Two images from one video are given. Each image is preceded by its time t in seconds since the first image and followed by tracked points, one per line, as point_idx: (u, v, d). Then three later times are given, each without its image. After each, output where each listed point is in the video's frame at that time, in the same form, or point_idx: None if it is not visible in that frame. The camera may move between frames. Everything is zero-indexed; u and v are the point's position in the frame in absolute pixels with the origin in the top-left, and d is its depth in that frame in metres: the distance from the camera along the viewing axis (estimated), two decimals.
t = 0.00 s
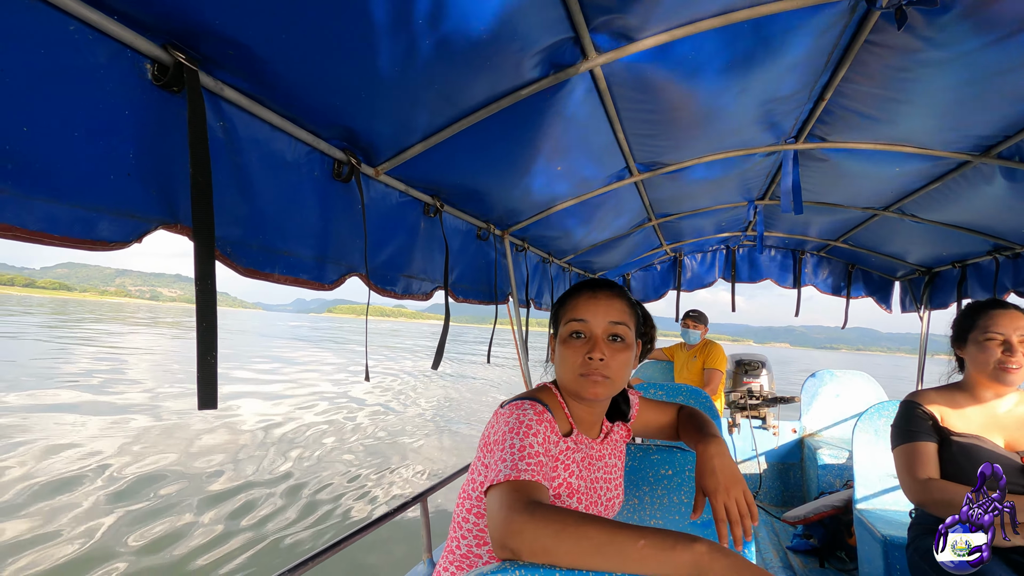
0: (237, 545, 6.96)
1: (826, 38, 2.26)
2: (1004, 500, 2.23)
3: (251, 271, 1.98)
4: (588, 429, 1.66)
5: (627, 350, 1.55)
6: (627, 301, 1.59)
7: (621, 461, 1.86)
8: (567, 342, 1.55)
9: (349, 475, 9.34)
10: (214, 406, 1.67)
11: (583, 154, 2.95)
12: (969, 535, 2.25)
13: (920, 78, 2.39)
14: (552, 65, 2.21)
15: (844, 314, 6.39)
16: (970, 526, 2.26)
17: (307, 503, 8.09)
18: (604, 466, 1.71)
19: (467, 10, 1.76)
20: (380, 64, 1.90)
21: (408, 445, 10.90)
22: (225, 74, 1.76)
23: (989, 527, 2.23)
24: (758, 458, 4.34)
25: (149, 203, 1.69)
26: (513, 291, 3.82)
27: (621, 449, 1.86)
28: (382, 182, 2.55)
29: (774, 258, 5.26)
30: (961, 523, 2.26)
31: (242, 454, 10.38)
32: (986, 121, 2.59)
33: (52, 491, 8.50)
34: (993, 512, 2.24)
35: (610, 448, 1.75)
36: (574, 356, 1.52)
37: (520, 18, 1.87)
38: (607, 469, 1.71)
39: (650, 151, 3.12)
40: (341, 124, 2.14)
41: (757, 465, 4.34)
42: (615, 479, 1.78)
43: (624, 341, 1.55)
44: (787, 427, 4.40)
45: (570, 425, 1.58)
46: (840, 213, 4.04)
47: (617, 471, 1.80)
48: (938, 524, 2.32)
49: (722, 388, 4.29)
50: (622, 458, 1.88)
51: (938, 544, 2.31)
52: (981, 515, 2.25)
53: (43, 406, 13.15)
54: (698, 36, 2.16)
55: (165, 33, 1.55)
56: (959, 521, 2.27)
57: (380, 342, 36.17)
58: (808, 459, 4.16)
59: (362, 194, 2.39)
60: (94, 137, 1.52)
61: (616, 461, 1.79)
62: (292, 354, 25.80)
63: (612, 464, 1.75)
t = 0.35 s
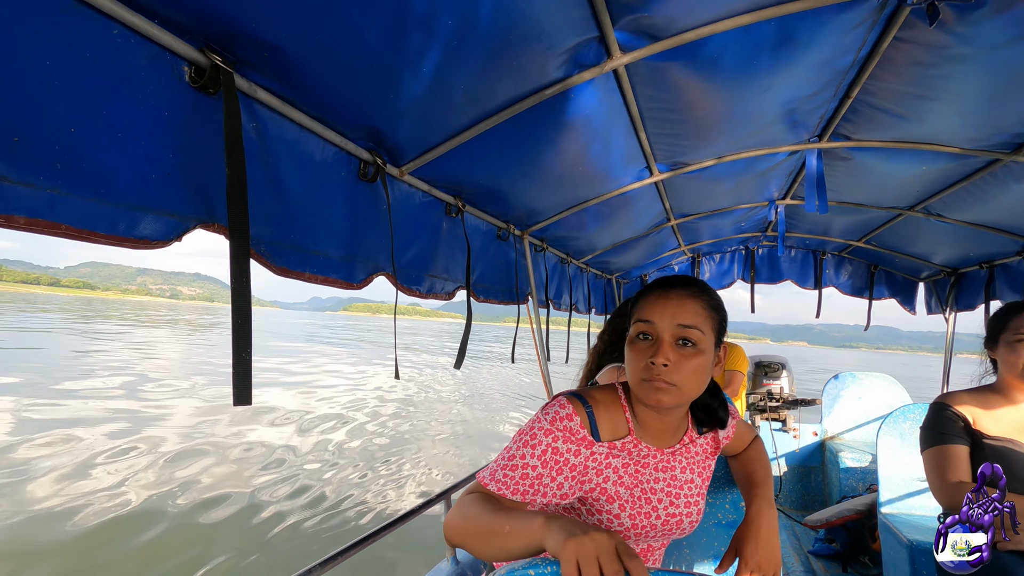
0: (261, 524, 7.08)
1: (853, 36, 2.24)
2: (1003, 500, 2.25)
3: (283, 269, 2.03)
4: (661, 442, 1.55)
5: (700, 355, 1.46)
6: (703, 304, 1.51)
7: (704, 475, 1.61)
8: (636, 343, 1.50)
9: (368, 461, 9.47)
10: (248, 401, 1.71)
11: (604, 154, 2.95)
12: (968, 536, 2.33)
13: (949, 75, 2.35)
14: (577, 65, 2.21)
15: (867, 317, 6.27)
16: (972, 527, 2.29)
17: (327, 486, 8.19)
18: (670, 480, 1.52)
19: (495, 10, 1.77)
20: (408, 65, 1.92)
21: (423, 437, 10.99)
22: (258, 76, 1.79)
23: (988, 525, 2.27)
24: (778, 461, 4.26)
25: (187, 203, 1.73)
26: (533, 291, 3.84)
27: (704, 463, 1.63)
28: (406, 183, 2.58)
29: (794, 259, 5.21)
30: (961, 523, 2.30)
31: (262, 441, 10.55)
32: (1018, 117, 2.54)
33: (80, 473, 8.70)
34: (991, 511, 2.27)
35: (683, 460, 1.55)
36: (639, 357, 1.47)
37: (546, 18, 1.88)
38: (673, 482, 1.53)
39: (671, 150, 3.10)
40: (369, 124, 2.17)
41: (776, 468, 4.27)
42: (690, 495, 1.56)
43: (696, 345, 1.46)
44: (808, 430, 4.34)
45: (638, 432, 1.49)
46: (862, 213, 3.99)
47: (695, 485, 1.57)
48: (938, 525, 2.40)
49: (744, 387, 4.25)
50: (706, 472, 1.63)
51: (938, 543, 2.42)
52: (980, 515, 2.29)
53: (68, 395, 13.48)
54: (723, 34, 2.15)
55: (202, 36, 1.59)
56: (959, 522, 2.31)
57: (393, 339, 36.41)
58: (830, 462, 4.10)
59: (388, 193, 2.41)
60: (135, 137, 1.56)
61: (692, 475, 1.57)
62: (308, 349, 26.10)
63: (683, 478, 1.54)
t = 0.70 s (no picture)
0: (283, 508, 7.08)
1: (879, 31, 2.20)
2: (1003, 500, 2.29)
3: (304, 273, 2.04)
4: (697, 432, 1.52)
5: (737, 345, 1.42)
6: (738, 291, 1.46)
7: (740, 472, 1.50)
8: (669, 334, 1.47)
9: (386, 450, 9.44)
10: (272, 403, 1.72)
11: (623, 153, 2.92)
12: (968, 535, 2.39)
13: (978, 69, 2.29)
14: (597, 65, 2.19)
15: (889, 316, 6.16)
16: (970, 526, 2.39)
17: (347, 471, 8.21)
18: (696, 469, 1.46)
19: (517, 14, 1.76)
20: (429, 69, 1.92)
21: (441, 428, 10.97)
22: (283, 82, 1.81)
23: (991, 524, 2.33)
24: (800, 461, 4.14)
25: (213, 209, 1.74)
26: (550, 290, 3.84)
27: (741, 460, 1.52)
28: (425, 185, 2.59)
29: (815, 255, 5.16)
30: (961, 523, 2.41)
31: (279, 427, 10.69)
32: None
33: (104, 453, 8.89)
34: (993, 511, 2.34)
35: (715, 451, 1.49)
36: (674, 350, 1.43)
37: (568, 20, 1.87)
38: (699, 472, 1.47)
39: (690, 148, 3.07)
40: (390, 127, 2.18)
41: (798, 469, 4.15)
42: (717, 489, 1.47)
43: (733, 335, 1.42)
44: (830, 430, 4.24)
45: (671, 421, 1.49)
46: (885, 209, 3.92)
47: (725, 480, 1.48)
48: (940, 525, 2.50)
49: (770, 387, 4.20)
50: (743, 471, 1.52)
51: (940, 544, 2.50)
52: (980, 514, 2.36)
53: (93, 385, 13.74)
54: (746, 31, 2.12)
55: (231, 44, 1.61)
56: (964, 523, 2.41)
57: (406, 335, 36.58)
58: (852, 463, 4.05)
59: (408, 196, 2.42)
60: (163, 146, 1.58)
61: (721, 467, 1.49)
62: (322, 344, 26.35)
63: (711, 469, 1.47)
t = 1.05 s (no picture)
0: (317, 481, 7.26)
1: (930, 9, 2.10)
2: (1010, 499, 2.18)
3: (348, 267, 2.10)
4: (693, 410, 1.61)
5: (707, 324, 1.51)
6: (706, 276, 1.55)
7: (738, 443, 1.52)
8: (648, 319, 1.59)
9: (418, 431, 9.57)
10: (326, 395, 1.78)
11: (657, 142, 2.88)
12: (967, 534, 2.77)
13: None
14: (634, 53, 2.16)
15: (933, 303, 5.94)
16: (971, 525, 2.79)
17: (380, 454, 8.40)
18: (692, 440, 1.55)
19: (555, 6, 1.75)
20: (466, 64, 1.93)
21: (471, 413, 11.06)
22: (327, 81, 1.84)
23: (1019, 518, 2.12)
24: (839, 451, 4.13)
25: (263, 206, 1.80)
26: (583, 280, 3.84)
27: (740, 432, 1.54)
28: (461, 177, 2.61)
29: (854, 242, 4.97)
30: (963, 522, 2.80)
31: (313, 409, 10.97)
32: None
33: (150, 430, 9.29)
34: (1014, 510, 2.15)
35: (711, 426, 1.56)
36: (651, 332, 1.55)
37: (606, 9, 1.85)
38: (693, 441, 1.54)
39: (726, 134, 3.01)
40: (428, 122, 2.20)
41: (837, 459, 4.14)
42: (709, 457, 1.52)
43: (703, 318, 1.51)
44: (870, 420, 4.22)
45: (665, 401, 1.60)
46: (930, 192, 3.77)
47: (719, 449, 1.53)
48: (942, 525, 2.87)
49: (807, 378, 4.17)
50: (746, 444, 1.53)
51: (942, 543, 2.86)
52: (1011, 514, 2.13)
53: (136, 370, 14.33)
54: (788, 14, 2.06)
55: (277, 45, 1.65)
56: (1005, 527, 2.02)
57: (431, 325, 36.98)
58: (893, 454, 3.94)
59: (445, 189, 2.45)
60: (218, 146, 1.64)
61: (717, 437, 1.54)
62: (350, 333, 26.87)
63: (706, 440, 1.53)
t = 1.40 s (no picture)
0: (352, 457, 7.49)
1: None
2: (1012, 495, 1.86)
3: (382, 247, 2.13)
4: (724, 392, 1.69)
5: (677, 309, 1.60)
6: (679, 261, 1.61)
7: (754, 436, 1.55)
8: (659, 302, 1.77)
9: (448, 414, 9.71)
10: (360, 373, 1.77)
11: (691, 114, 2.78)
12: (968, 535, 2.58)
13: None
14: (667, 21, 2.06)
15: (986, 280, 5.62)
16: (970, 525, 2.71)
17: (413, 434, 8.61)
18: (713, 423, 1.64)
19: None
20: (494, 40, 1.88)
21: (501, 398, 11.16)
22: (357, 61, 1.83)
23: None
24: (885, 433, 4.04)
25: (300, 188, 1.82)
26: (615, 261, 3.81)
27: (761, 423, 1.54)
28: (491, 156, 2.59)
29: (898, 216, 4.75)
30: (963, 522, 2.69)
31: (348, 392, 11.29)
32: None
33: (197, 409, 9.76)
34: None
35: (730, 414, 1.61)
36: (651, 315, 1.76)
37: None
38: (714, 428, 1.64)
39: (763, 104, 2.89)
40: (458, 100, 2.17)
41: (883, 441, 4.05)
42: (726, 446, 1.60)
43: (675, 301, 1.61)
44: (915, 400, 4.12)
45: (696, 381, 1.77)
46: (983, 160, 3.55)
47: (735, 440, 1.59)
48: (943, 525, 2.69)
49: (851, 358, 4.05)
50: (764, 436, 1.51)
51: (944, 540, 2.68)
52: None
53: (182, 353, 15.03)
54: None
55: (308, 25, 1.64)
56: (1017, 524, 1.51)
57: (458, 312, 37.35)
58: (942, 435, 3.87)
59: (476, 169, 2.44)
60: (254, 128, 1.65)
61: (736, 428, 1.60)
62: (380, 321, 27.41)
63: (726, 427, 1.61)
